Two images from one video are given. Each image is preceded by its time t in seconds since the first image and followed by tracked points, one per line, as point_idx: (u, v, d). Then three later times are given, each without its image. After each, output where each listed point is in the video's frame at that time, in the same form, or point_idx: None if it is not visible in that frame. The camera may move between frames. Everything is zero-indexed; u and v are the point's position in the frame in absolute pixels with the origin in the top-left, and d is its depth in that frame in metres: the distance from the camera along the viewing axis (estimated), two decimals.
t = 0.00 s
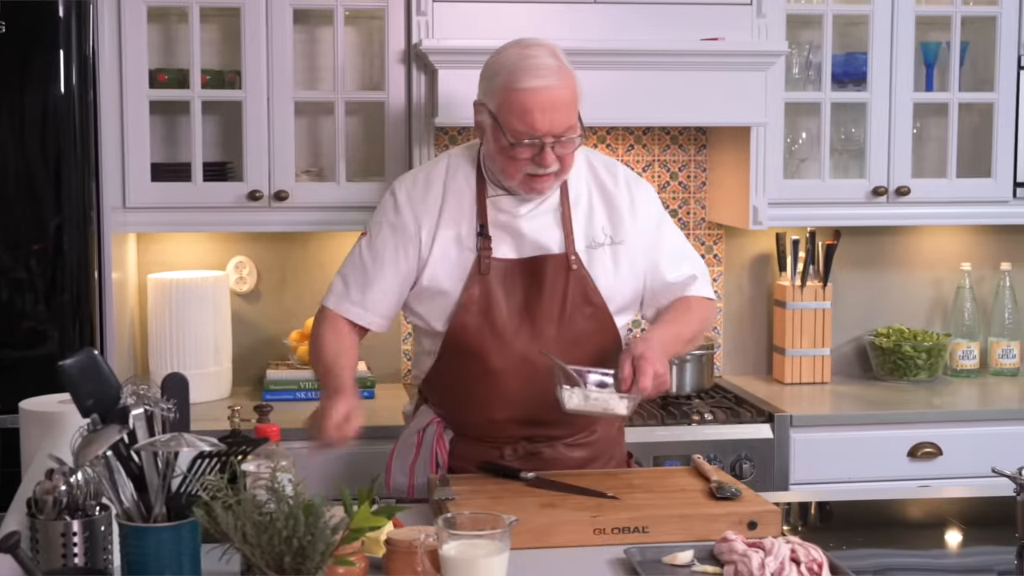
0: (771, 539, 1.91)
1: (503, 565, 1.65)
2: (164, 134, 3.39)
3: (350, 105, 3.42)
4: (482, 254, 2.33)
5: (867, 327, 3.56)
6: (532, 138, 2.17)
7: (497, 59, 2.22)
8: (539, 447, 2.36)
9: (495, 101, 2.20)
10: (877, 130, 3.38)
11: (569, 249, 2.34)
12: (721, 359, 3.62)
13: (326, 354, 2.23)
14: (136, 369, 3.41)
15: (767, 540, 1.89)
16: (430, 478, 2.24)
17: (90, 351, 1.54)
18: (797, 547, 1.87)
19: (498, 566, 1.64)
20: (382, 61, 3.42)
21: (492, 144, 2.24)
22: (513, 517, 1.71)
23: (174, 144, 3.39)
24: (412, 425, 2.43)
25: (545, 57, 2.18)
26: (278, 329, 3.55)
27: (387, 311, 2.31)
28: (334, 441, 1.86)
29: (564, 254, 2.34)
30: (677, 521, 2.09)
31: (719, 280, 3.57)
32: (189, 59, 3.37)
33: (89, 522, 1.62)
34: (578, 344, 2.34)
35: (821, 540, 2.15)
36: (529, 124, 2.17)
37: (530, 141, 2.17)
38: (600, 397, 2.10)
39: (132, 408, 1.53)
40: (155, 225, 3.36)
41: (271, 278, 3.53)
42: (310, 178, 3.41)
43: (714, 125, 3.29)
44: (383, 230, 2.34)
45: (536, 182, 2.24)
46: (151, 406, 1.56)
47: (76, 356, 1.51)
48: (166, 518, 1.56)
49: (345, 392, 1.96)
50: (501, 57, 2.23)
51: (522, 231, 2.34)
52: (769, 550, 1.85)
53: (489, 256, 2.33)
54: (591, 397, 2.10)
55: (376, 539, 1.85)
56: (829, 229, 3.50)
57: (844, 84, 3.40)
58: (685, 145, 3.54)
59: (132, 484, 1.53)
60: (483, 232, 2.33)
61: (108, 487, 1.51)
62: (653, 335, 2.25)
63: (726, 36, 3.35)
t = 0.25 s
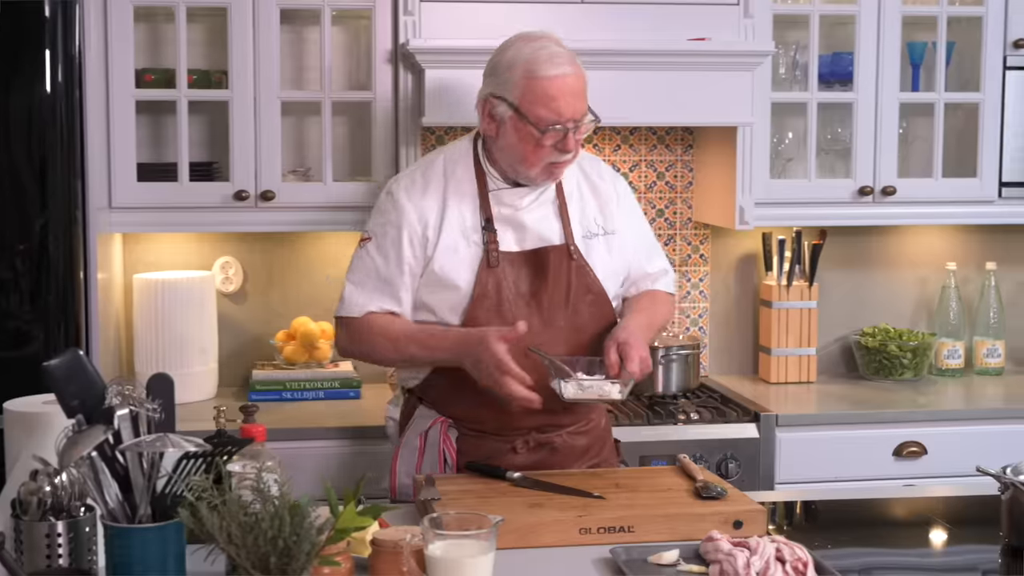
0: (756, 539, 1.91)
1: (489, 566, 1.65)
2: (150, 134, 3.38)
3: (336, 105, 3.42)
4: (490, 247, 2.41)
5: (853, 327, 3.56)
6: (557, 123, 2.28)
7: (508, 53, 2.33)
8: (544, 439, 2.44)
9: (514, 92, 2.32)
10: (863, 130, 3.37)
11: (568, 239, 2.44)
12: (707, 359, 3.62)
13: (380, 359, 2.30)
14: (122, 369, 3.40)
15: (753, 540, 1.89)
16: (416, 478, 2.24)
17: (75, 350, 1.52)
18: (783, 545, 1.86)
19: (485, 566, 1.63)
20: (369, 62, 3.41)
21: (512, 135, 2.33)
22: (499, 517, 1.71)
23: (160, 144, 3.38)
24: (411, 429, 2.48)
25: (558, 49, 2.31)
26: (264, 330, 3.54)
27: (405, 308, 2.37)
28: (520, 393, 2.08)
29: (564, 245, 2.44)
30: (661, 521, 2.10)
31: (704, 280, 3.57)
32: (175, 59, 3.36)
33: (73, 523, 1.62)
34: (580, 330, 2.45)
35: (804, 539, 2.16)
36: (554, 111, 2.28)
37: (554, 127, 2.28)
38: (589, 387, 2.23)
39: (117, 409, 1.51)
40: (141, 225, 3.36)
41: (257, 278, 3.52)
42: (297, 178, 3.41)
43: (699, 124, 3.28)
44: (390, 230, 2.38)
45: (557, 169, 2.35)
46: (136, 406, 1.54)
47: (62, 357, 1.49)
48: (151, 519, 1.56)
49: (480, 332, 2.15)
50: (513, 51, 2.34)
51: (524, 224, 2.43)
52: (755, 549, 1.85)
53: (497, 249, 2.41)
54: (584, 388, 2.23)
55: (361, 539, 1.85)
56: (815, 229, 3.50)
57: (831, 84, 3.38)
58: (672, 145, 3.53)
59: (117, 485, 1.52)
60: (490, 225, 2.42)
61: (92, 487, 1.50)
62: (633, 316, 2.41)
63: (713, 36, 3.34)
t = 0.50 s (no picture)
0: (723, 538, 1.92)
1: (457, 566, 1.65)
2: (116, 134, 3.35)
3: (304, 105, 3.41)
4: (511, 252, 2.45)
5: (820, 326, 3.58)
6: (591, 124, 2.38)
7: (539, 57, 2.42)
8: (546, 444, 2.50)
9: (549, 94, 2.40)
10: (830, 131, 3.36)
11: (580, 247, 2.51)
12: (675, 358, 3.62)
13: (409, 367, 2.40)
14: (87, 370, 3.37)
15: (719, 539, 1.90)
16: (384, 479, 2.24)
17: (39, 352, 1.58)
18: (750, 543, 1.89)
19: (453, 566, 1.63)
20: (337, 62, 3.40)
21: (544, 135, 2.40)
22: (467, 517, 1.71)
23: (127, 144, 3.36)
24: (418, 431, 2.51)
25: (587, 54, 2.42)
26: (233, 330, 3.53)
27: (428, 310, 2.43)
28: (570, 397, 2.30)
29: (578, 251, 2.50)
30: (628, 519, 2.09)
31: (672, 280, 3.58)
32: (142, 58, 3.34)
33: (37, 526, 1.59)
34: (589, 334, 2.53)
35: (770, 536, 2.16)
36: (588, 112, 2.38)
37: (586, 129, 2.38)
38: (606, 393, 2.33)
39: (82, 410, 1.55)
40: (108, 225, 3.33)
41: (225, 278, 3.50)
42: (264, 178, 3.40)
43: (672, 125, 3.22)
44: (412, 233, 2.42)
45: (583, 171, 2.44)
46: (102, 407, 1.58)
47: (24, 359, 1.56)
48: (116, 520, 1.55)
49: (526, 351, 2.31)
50: (543, 56, 2.43)
51: (542, 228, 2.49)
52: (721, 547, 1.86)
53: (517, 253, 2.45)
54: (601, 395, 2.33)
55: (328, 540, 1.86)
56: (782, 228, 3.51)
57: (798, 84, 3.37)
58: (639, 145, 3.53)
59: (82, 486, 1.51)
60: (510, 230, 2.46)
61: (57, 490, 1.50)
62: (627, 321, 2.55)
63: (680, 36, 3.34)
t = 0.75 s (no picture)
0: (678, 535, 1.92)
1: (413, 566, 1.66)
2: (68, 133, 3.32)
3: (258, 104, 3.39)
4: (561, 257, 2.39)
5: (774, 325, 3.60)
6: (645, 135, 2.34)
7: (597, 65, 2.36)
8: (578, 443, 2.49)
9: (604, 103, 2.34)
10: (783, 131, 3.36)
11: (615, 252, 2.47)
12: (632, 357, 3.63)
13: (456, 368, 2.30)
14: (39, 371, 3.34)
15: (674, 537, 1.90)
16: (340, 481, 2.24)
17: None
18: (704, 541, 1.88)
19: (408, 566, 1.64)
20: (292, 61, 3.39)
21: (597, 144, 2.35)
22: (424, 517, 1.71)
23: (79, 144, 3.33)
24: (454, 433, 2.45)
25: (643, 66, 2.38)
26: (187, 331, 3.50)
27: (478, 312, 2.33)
28: (621, 391, 2.26)
29: (612, 256, 2.47)
30: (584, 519, 2.09)
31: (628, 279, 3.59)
32: (94, 57, 3.31)
33: None
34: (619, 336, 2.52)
35: (725, 535, 2.15)
36: (643, 124, 2.34)
37: (640, 141, 2.34)
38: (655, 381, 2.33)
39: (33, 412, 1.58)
40: (60, 225, 3.30)
41: (178, 278, 3.47)
42: (218, 178, 3.37)
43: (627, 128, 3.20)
44: (469, 234, 2.29)
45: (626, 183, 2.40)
46: (54, 409, 1.61)
47: None
48: (69, 523, 1.54)
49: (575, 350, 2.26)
50: (599, 64, 2.37)
51: (584, 234, 2.43)
52: (676, 546, 1.85)
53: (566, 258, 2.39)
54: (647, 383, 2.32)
55: (284, 541, 1.84)
56: (736, 228, 3.52)
57: (752, 84, 3.38)
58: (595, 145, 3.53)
59: (33, 489, 1.49)
60: (559, 234, 2.39)
61: (7, 492, 1.47)
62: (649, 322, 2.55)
63: (635, 36, 3.34)
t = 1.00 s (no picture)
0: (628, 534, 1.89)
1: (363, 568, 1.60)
2: (13, 132, 3.28)
3: (207, 104, 3.36)
4: (584, 247, 2.43)
5: (724, 324, 3.62)
6: (667, 129, 2.40)
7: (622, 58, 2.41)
8: (591, 431, 2.57)
9: (627, 95, 2.40)
10: (731, 132, 3.37)
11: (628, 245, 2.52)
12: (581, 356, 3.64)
13: (482, 353, 2.32)
14: None
15: (624, 535, 1.87)
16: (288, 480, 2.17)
17: None
18: (655, 540, 1.86)
19: (359, 567, 1.59)
20: (241, 61, 3.37)
21: (620, 135, 2.41)
22: (373, 519, 1.67)
23: (24, 143, 3.29)
24: (477, 419, 2.46)
25: (664, 61, 2.44)
26: (134, 332, 3.47)
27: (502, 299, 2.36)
28: (649, 370, 2.31)
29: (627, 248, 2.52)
30: (534, 518, 2.03)
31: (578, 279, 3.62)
32: (39, 56, 3.27)
33: None
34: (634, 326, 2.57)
35: (677, 535, 2.13)
36: (665, 118, 2.40)
37: (662, 134, 2.41)
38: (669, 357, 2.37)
39: None
40: (5, 225, 3.25)
41: (126, 278, 3.43)
42: (166, 178, 3.34)
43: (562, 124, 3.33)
44: (495, 222, 2.32)
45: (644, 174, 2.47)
46: None
47: None
48: (14, 527, 1.51)
49: (598, 334, 2.31)
50: (624, 58, 2.42)
51: (600, 225, 2.48)
52: (627, 544, 1.82)
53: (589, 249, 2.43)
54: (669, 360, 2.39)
55: (233, 543, 1.79)
56: (686, 228, 3.53)
57: (701, 84, 3.39)
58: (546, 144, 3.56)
59: None
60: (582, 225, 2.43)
61: None
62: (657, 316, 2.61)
63: (585, 36, 3.35)
